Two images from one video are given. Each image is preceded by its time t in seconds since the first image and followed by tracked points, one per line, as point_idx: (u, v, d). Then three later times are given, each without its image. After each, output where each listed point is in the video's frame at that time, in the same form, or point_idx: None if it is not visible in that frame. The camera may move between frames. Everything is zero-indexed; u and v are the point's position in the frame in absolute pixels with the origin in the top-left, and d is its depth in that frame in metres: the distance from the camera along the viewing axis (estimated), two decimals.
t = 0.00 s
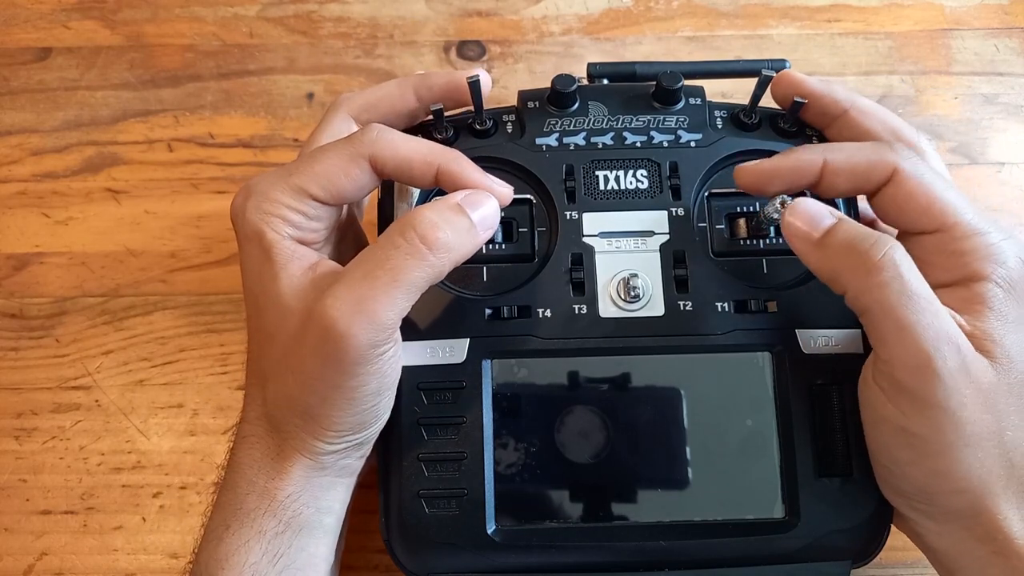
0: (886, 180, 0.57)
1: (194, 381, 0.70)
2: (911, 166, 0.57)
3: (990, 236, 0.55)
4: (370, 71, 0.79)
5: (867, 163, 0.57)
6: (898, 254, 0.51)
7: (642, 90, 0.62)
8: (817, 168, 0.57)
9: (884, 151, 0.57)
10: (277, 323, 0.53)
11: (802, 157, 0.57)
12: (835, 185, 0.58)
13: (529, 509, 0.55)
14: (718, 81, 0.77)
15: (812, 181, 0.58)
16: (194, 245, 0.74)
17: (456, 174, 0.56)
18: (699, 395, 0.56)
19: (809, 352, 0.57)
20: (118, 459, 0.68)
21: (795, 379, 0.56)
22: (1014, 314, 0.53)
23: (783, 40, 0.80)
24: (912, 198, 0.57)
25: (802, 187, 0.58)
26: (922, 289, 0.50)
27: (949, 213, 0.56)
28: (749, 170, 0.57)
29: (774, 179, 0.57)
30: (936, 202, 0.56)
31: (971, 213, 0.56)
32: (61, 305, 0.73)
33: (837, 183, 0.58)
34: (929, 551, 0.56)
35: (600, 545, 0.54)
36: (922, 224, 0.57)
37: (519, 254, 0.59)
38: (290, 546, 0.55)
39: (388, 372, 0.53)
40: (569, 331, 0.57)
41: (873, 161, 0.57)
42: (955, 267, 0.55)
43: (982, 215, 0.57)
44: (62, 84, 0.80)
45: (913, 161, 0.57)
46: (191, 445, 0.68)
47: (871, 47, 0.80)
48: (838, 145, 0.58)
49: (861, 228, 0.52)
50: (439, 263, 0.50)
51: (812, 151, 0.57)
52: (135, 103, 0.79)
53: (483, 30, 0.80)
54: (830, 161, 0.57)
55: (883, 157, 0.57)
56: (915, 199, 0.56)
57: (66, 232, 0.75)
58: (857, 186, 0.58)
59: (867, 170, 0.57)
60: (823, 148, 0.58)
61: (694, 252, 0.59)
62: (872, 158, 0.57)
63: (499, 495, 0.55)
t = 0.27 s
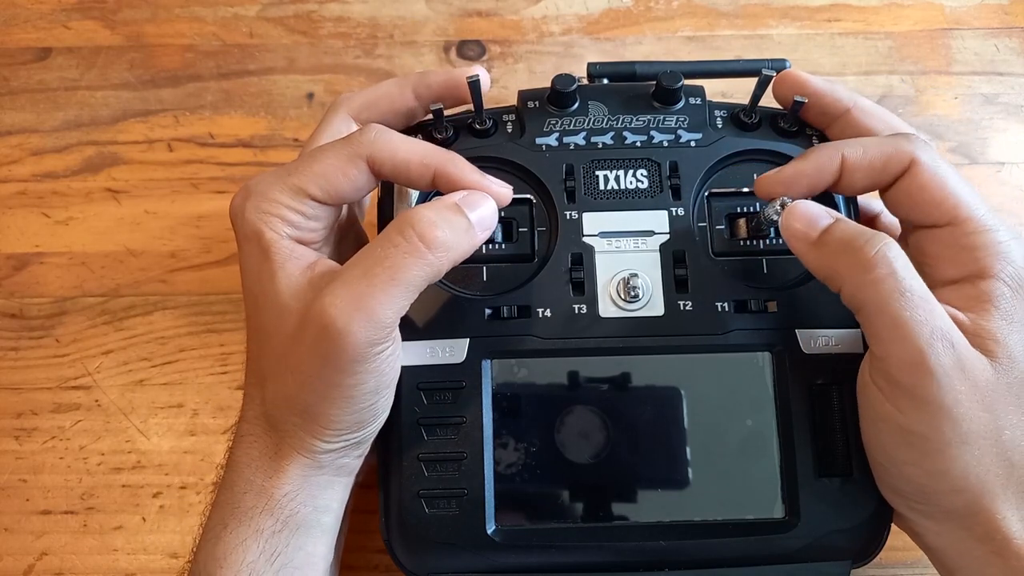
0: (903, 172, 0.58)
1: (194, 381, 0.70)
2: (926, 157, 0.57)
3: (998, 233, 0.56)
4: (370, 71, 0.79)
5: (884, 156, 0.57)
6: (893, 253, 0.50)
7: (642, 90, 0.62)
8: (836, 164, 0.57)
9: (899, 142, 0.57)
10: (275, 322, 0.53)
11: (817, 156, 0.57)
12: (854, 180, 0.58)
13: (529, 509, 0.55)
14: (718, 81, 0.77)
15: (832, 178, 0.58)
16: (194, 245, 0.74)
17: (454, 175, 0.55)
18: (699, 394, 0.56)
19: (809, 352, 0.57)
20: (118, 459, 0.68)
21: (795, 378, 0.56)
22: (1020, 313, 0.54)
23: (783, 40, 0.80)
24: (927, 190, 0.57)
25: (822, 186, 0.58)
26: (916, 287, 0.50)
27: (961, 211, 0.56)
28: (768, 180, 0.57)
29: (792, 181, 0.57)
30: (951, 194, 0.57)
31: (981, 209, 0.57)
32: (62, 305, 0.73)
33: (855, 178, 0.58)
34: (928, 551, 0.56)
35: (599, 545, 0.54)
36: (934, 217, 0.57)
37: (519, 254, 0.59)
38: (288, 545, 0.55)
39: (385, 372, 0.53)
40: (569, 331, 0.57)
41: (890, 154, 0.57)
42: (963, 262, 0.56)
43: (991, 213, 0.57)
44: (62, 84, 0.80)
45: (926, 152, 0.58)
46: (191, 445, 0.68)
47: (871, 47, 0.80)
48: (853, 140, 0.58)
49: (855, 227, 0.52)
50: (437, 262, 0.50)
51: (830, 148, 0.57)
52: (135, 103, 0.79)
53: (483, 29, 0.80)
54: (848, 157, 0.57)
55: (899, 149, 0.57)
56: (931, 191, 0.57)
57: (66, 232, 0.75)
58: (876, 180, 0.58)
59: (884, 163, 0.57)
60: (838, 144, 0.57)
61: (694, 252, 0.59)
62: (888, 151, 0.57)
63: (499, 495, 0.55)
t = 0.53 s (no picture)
0: (886, 191, 0.56)
1: (194, 381, 0.70)
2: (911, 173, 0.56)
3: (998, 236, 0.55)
4: (370, 71, 0.79)
5: (865, 175, 0.56)
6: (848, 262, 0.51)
7: (642, 90, 0.62)
8: (813, 181, 0.57)
9: (883, 160, 0.57)
10: (291, 325, 0.53)
11: (797, 173, 0.57)
12: (833, 198, 0.57)
13: (529, 509, 0.55)
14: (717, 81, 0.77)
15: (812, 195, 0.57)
16: (194, 245, 0.74)
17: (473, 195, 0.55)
18: (699, 394, 0.56)
19: (809, 353, 0.57)
20: (118, 459, 0.68)
21: (795, 378, 0.56)
22: (1012, 313, 0.53)
23: (783, 40, 0.80)
24: (915, 207, 0.56)
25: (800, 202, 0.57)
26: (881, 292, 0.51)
27: (955, 218, 0.55)
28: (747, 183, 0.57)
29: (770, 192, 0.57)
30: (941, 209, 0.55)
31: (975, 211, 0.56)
32: (61, 305, 0.73)
33: (834, 196, 0.57)
34: (934, 551, 0.56)
35: (599, 545, 0.54)
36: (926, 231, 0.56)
37: (519, 254, 0.59)
38: (288, 546, 0.55)
39: (402, 379, 0.53)
40: (569, 331, 0.57)
41: (870, 172, 0.56)
42: (966, 269, 0.55)
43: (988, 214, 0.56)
44: (62, 84, 0.80)
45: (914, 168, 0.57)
46: (191, 445, 0.68)
47: (871, 47, 0.80)
48: (834, 158, 0.57)
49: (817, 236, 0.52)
50: (469, 282, 0.50)
51: (807, 165, 0.57)
52: (135, 103, 0.79)
53: (483, 30, 0.81)
54: (826, 176, 0.57)
55: (882, 167, 0.56)
56: (917, 207, 0.56)
57: (66, 231, 0.75)
58: (856, 198, 0.57)
59: (865, 181, 0.56)
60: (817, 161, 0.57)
61: (694, 253, 0.59)
62: (869, 170, 0.56)
63: (498, 495, 0.55)
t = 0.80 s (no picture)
0: (897, 179, 0.58)
1: (194, 381, 0.70)
2: (920, 162, 0.58)
3: (998, 232, 0.56)
4: (370, 71, 0.79)
5: (877, 164, 0.58)
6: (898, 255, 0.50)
7: (642, 90, 0.62)
8: (830, 178, 0.58)
9: (891, 149, 0.58)
10: (275, 318, 0.53)
11: (812, 175, 0.58)
12: (849, 192, 0.58)
13: (529, 509, 0.55)
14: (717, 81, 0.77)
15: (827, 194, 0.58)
16: (194, 245, 0.74)
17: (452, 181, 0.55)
18: (699, 394, 0.56)
19: (809, 353, 0.57)
20: (118, 459, 0.68)
21: (795, 378, 0.56)
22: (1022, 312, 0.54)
23: (783, 40, 0.80)
24: (923, 194, 0.57)
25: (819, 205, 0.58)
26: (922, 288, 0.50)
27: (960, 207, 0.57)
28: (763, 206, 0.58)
29: (790, 201, 0.57)
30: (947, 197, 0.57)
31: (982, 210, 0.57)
32: (61, 305, 0.73)
33: (849, 189, 0.58)
34: (933, 550, 0.56)
35: (600, 545, 0.54)
36: (932, 219, 0.57)
37: (519, 255, 0.59)
38: (286, 545, 0.55)
39: (383, 369, 0.53)
40: (569, 331, 0.57)
41: (882, 161, 0.58)
42: (966, 261, 0.56)
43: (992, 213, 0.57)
44: (62, 84, 0.80)
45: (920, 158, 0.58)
46: (191, 445, 0.68)
47: (871, 47, 0.80)
48: (844, 153, 0.59)
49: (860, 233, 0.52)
50: (428, 251, 0.50)
51: (819, 166, 0.58)
52: (134, 103, 0.79)
53: (483, 29, 0.81)
54: (840, 170, 0.58)
55: (891, 156, 0.58)
56: (927, 194, 0.57)
57: (66, 231, 0.75)
58: (870, 188, 0.58)
59: (878, 170, 0.58)
60: (829, 159, 0.58)
61: (694, 253, 0.59)
62: (881, 158, 0.58)
63: (499, 495, 0.55)
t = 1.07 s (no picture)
0: (914, 158, 0.58)
1: (194, 381, 0.70)
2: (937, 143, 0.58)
3: (997, 225, 0.56)
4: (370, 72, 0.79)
5: (898, 139, 0.58)
6: (904, 233, 0.51)
7: (642, 90, 0.62)
8: (850, 148, 0.58)
9: (912, 127, 0.58)
10: (289, 326, 0.53)
11: (833, 140, 0.58)
12: (868, 165, 0.58)
13: (529, 508, 0.55)
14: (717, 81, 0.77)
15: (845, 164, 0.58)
16: (194, 245, 0.74)
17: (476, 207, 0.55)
18: (699, 394, 0.56)
19: (809, 353, 0.57)
20: (118, 459, 0.68)
21: (795, 378, 0.56)
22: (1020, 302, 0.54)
23: (783, 40, 0.80)
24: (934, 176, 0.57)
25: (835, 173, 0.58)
26: (925, 270, 0.51)
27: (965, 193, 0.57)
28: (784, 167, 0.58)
29: (809, 165, 0.58)
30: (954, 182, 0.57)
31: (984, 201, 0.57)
32: (61, 305, 0.73)
33: (869, 162, 0.58)
34: (932, 550, 0.56)
35: (599, 545, 0.54)
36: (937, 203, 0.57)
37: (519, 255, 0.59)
38: (283, 544, 0.55)
39: (401, 386, 0.53)
40: (569, 331, 0.57)
41: (903, 138, 0.58)
42: (963, 256, 0.56)
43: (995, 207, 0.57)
44: (62, 84, 0.80)
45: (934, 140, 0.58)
46: (191, 445, 0.68)
47: (871, 47, 0.80)
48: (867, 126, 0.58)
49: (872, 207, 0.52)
50: (470, 291, 0.50)
51: (842, 133, 0.58)
52: (134, 103, 0.79)
53: (483, 29, 0.81)
54: (862, 142, 0.58)
55: (912, 133, 0.58)
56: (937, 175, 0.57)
57: (66, 231, 0.75)
58: (888, 162, 0.58)
59: (897, 146, 0.58)
60: (851, 130, 0.58)
61: (694, 252, 0.59)
62: (902, 135, 0.58)
63: (499, 495, 0.55)
